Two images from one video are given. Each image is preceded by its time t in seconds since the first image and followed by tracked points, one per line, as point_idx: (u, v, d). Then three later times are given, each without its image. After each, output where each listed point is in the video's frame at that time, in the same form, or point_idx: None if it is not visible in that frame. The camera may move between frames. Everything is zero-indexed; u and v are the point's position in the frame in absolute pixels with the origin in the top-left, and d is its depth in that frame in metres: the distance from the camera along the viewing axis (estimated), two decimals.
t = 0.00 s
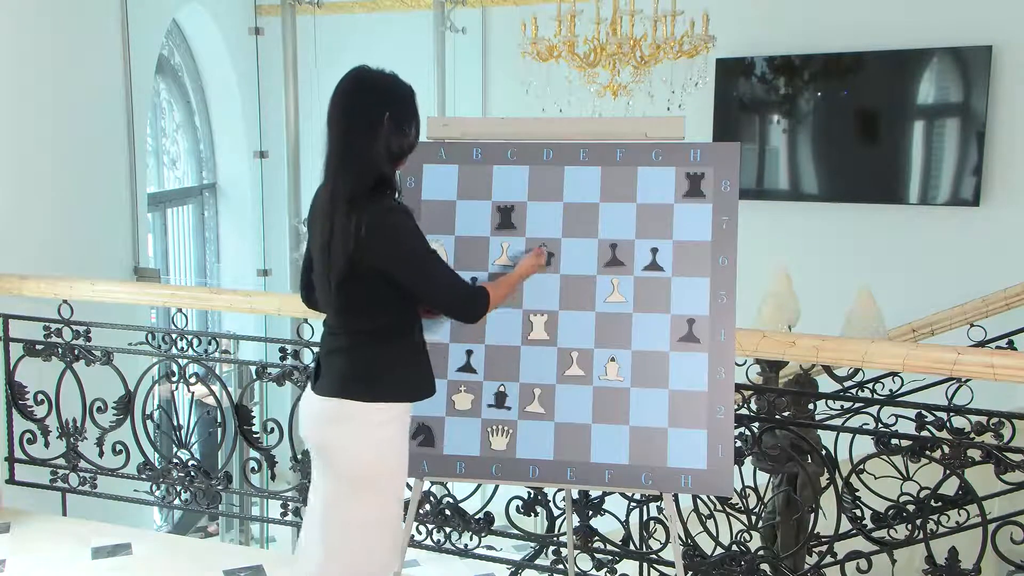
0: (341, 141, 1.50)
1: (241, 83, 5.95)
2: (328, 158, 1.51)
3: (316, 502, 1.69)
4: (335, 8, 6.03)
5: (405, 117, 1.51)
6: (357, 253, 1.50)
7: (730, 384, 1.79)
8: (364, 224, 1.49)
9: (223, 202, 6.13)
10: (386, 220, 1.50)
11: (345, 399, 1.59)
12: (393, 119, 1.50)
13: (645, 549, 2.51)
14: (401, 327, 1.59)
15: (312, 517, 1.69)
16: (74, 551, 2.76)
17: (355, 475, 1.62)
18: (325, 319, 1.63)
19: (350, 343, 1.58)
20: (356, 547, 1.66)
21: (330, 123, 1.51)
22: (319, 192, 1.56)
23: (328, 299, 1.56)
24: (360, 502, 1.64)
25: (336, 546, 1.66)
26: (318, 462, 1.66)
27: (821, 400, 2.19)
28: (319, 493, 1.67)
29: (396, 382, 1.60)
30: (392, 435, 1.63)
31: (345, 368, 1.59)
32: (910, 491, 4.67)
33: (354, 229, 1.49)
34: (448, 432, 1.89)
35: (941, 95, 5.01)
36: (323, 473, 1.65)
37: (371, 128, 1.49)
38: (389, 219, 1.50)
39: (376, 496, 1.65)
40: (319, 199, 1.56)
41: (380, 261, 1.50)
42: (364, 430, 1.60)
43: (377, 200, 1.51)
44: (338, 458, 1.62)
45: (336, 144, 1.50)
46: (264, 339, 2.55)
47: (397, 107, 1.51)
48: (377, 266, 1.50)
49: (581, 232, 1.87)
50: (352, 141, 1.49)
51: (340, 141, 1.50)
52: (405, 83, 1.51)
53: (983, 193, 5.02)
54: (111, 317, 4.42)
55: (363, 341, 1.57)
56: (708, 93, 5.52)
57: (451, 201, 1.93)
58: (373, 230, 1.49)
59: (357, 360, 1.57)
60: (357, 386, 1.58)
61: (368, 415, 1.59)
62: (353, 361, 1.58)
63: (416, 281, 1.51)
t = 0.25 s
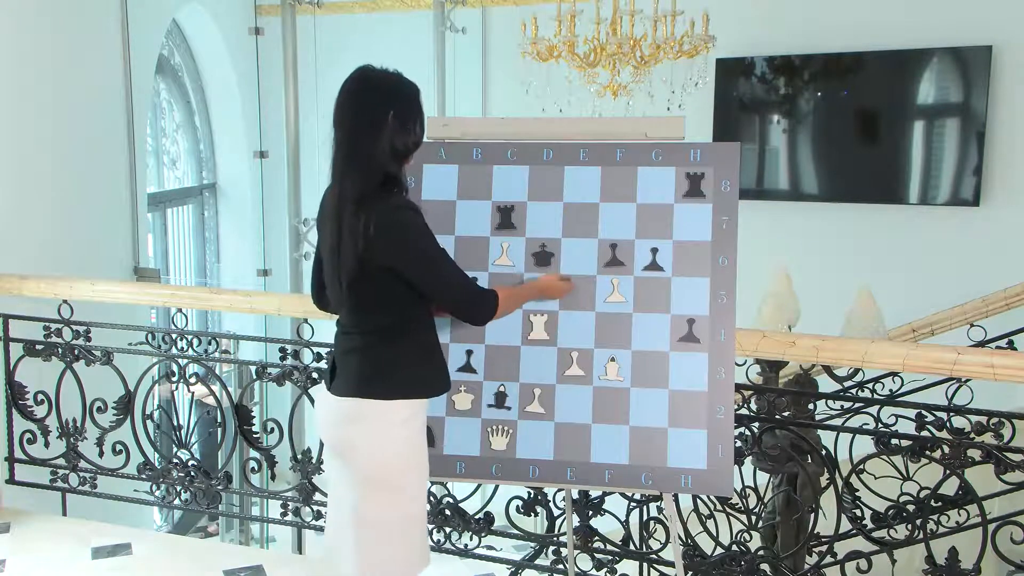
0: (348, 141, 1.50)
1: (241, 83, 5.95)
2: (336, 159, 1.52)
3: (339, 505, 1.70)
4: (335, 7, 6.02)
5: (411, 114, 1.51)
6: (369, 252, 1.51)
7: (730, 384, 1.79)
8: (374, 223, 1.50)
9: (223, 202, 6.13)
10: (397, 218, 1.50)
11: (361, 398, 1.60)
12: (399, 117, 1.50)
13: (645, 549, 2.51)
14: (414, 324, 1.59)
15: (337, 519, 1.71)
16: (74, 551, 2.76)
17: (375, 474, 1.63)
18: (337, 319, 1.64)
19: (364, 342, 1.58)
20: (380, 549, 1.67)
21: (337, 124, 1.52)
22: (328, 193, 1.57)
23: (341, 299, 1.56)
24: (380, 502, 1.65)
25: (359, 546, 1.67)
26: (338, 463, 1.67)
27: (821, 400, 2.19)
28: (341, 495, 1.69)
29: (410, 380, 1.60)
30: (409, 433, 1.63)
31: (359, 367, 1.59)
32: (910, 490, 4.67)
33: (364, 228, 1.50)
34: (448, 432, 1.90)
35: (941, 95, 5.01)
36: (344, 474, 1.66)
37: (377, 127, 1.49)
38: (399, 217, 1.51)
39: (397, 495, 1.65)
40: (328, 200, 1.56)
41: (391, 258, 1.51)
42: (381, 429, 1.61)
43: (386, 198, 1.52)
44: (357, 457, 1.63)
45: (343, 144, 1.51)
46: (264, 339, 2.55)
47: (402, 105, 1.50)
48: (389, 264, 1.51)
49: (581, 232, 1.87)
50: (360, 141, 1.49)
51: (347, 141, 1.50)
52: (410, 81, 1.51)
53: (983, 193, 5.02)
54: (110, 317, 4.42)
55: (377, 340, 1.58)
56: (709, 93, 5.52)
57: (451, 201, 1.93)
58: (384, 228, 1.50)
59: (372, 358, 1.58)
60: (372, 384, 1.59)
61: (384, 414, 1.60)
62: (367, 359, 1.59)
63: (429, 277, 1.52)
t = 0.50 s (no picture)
0: (357, 140, 1.50)
1: (241, 83, 5.95)
2: (345, 159, 1.52)
3: (353, 508, 1.69)
4: (335, 8, 6.02)
5: (419, 113, 1.51)
6: (380, 251, 1.52)
7: (730, 384, 1.79)
8: (386, 222, 1.51)
9: (223, 202, 6.13)
10: (407, 217, 1.51)
11: (373, 398, 1.60)
12: (407, 116, 1.50)
13: (645, 549, 2.51)
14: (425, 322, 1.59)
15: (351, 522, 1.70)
16: (74, 552, 2.76)
17: (388, 474, 1.62)
18: (348, 319, 1.64)
19: (375, 341, 1.58)
20: (396, 550, 1.65)
21: (345, 124, 1.52)
22: (338, 193, 1.57)
23: (351, 299, 1.56)
24: (394, 501, 1.63)
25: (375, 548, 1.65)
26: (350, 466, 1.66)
27: (821, 400, 2.19)
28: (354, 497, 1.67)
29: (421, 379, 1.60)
30: (420, 430, 1.63)
31: (370, 366, 1.59)
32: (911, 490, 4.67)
33: (376, 228, 1.51)
34: (448, 432, 1.90)
35: (941, 95, 5.01)
36: (357, 476, 1.65)
37: (386, 126, 1.49)
38: (409, 216, 1.51)
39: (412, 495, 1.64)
40: (338, 200, 1.57)
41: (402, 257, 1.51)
42: (393, 427, 1.61)
43: (396, 198, 1.52)
44: (369, 457, 1.63)
45: (352, 144, 1.51)
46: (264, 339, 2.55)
47: (411, 105, 1.50)
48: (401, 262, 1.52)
49: (581, 232, 1.87)
50: (369, 141, 1.49)
51: (356, 141, 1.50)
52: (418, 80, 1.51)
53: (983, 193, 5.02)
54: (110, 317, 4.42)
55: (388, 339, 1.58)
56: (709, 93, 5.52)
57: (451, 201, 1.93)
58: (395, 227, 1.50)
59: (382, 357, 1.58)
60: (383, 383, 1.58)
61: (396, 412, 1.60)
62: (378, 358, 1.58)
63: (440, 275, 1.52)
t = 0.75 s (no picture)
0: (367, 140, 1.50)
1: (241, 83, 5.95)
2: (354, 158, 1.51)
3: (360, 510, 1.68)
4: (335, 7, 5.96)
5: (429, 113, 1.51)
6: (393, 250, 1.52)
7: (730, 384, 1.79)
8: (398, 221, 1.51)
9: (223, 203, 6.13)
10: (419, 216, 1.51)
11: (383, 396, 1.59)
12: (417, 115, 1.50)
13: (645, 549, 2.51)
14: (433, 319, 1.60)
15: (358, 525, 1.69)
16: (74, 552, 2.76)
17: (397, 474, 1.62)
18: (354, 318, 1.63)
19: (384, 340, 1.58)
20: (406, 550, 1.64)
21: (354, 124, 1.51)
22: (345, 192, 1.56)
23: (362, 298, 1.56)
24: (404, 501, 1.63)
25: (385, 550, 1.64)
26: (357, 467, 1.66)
27: (821, 400, 2.20)
28: (362, 500, 1.67)
29: (430, 377, 1.60)
30: (428, 430, 1.63)
31: (379, 365, 1.58)
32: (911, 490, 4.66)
33: (388, 227, 1.51)
34: (448, 432, 1.89)
35: (941, 95, 5.01)
36: (364, 477, 1.65)
37: (397, 126, 1.49)
38: (421, 215, 1.52)
39: (421, 494, 1.64)
40: (346, 200, 1.56)
41: (415, 256, 1.52)
42: (401, 426, 1.60)
43: (407, 197, 1.52)
44: (377, 458, 1.62)
45: (361, 144, 1.50)
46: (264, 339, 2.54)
47: (420, 105, 1.50)
48: (413, 260, 1.52)
49: (581, 232, 1.87)
50: (379, 140, 1.49)
51: (366, 141, 1.50)
52: (427, 80, 1.51)
53: (984, 193, 5.02)
54: (110, 317, 4.42)
55: (398, 337, 1.58)
56: (709, 93, 5.52)
57: (451, 202, 1.93)
58: (407, 226, 1.50)
59: (392, 355, 1.57)
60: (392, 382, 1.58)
61: (406, 410, 1.60)
62: (387, 357, 1.58)
63: (452, 273, 1.53)
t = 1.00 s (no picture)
0: (370, 140, 1.49)
1: (241, 83, 5.95)
2: (356, 158, 1.51)
3: (362, 511, 1.68)
4: (335, 7, 5.96)
5: (430, 112, 1.51)
6: (398, 250, 1.52)
7: (730, 384, 1.79)
8: (403, 221, 1.51)
9: (222, 203, 6.13)
10: (424, 215, 1.52)
11: (385, 395, 1.59)
12: (419, 114, 1.50)
13: (645, 549, 2.51)
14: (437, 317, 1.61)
15: (360, 526, 1.68)
16: (74, 551, 2.76)
17: (402, 473, 1.61)
18: (356, 317, 1.63)
19: (387, 339, 1.58)
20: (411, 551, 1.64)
21: (355, 124, 1.50)
22: (347, 192, 1.56)
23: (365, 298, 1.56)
24: (409, 501, 1.62)
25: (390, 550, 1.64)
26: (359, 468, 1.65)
27: (821, 400, 2.20)
28: (365, 501, 1.66)
29: (435, 374, 1.61)
30: (431, 428, 1.63)
31: (384, 364, 1.58)
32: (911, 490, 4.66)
33: (394, 227, 1.50)
34: (448, 432, 1.89)
35: (941, 95, 5.01)
36: (368, 478, 1.64)
37: (400, 126, 1.48)
38: (425, 214, 1.52)
39: (426, 493, 1.64)
40: (348, 200, 1.55)
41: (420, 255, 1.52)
42: (405, 425, 1.60)
43: (410, 196, 1.52)
44: (381, 458, 1.62)
45: (364, 144, 1.50)
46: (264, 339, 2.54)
47: (421, 105, 1.50)
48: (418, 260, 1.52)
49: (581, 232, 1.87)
50: (382, 141, 1.49)
51: (369, 141, 1.49)
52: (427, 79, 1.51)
53: (984, 193, 5.02)
54: (110, 317, 4.42)
55: (402, 336, 1.58)
56: (709, 93, 5.52)
57: (451, 201, 1.93)
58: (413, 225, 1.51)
59: (397, 355, 1.58)
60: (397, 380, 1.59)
61: (411, 408, 1.60)
62: (392, 356, 1.58)
63: (458, 272, 1.54)
